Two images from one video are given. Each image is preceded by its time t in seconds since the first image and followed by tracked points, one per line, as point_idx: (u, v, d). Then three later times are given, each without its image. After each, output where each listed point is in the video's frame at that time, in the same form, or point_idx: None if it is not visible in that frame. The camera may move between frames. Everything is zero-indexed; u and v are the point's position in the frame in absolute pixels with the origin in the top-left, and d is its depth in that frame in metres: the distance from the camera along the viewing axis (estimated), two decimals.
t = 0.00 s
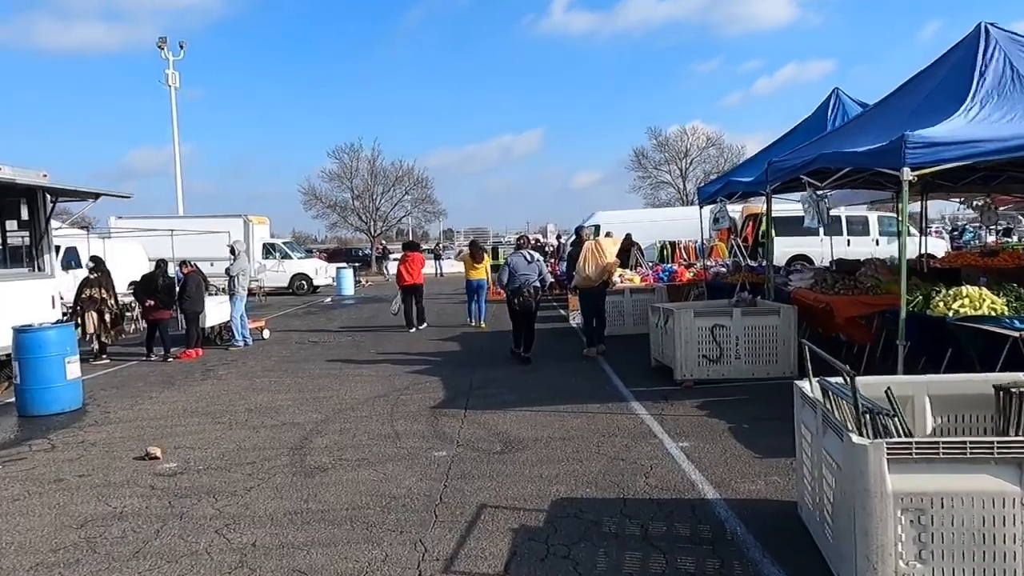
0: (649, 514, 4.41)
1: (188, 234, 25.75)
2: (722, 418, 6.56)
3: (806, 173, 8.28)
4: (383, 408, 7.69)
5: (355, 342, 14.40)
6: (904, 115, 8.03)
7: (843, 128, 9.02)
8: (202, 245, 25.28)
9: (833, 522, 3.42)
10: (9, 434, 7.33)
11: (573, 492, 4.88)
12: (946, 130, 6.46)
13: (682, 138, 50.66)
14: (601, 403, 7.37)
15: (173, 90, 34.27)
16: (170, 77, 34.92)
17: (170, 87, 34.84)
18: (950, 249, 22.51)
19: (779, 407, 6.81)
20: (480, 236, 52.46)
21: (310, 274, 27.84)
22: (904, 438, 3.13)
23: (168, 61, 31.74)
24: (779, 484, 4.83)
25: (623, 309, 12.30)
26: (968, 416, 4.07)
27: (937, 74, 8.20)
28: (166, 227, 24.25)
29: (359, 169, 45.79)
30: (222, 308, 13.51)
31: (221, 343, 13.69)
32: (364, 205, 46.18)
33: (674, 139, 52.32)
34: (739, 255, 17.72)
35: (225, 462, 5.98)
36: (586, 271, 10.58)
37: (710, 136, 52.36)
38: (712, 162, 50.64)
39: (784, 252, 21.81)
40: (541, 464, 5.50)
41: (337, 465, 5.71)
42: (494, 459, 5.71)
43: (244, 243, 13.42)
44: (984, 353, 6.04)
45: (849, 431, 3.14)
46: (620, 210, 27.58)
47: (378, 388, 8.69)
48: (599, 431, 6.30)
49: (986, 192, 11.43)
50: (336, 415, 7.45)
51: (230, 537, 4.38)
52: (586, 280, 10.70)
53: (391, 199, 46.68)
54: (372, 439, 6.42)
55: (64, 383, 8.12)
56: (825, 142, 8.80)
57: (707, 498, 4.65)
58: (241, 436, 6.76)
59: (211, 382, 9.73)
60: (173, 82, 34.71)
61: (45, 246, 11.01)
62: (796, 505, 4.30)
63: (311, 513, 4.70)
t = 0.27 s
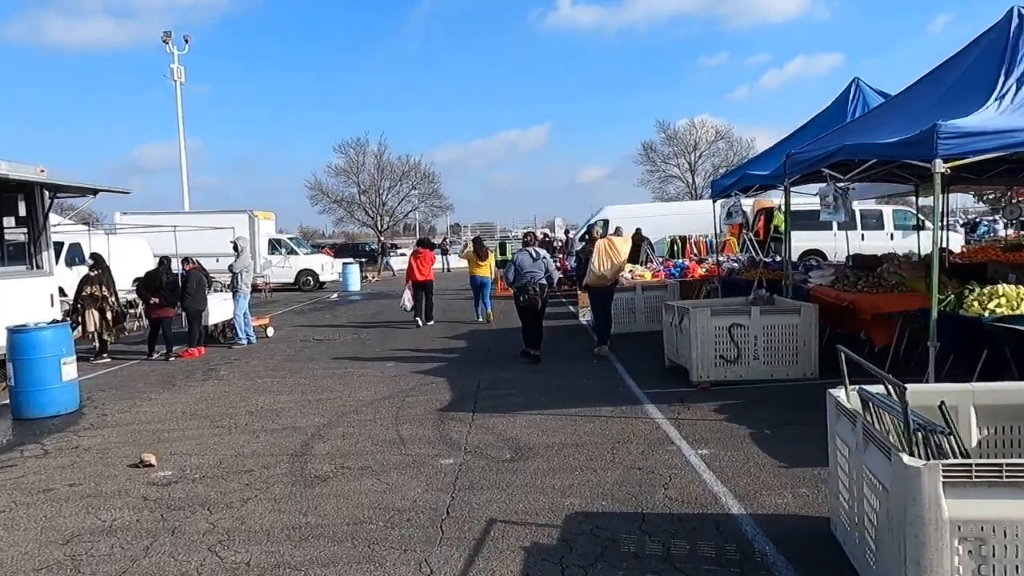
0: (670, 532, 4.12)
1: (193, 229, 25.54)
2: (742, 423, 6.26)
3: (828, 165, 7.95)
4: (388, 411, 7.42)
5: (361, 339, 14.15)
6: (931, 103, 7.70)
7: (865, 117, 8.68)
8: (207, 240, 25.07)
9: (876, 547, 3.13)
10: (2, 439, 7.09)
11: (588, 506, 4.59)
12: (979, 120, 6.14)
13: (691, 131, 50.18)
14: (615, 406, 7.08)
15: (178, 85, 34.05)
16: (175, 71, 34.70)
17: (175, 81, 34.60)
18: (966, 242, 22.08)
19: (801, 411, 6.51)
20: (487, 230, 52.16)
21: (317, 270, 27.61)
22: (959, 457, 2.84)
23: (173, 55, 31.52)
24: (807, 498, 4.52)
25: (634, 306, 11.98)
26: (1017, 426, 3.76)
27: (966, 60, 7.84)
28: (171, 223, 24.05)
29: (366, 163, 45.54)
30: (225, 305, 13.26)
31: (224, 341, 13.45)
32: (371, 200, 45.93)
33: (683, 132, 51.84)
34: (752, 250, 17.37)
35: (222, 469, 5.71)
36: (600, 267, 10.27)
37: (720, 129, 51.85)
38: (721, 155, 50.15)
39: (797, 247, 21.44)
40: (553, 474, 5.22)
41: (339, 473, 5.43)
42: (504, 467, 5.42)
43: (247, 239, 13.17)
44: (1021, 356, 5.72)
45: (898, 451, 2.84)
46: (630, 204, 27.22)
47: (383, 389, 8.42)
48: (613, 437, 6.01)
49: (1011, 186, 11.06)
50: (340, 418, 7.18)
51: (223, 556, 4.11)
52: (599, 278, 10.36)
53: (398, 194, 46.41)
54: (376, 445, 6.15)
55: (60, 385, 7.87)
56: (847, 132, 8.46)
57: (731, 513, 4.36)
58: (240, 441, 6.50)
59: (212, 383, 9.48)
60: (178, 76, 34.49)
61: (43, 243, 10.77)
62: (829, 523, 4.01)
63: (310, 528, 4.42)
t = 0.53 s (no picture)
0: (682, 548, 3.84)
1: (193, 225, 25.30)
2: (755, 427, 5.98)
3: (843, 157, 7.66)
4: (386, 412, 7.15)
5: (361, 336, 13.89)
6: (951, 92, 7.40)
7: (881, 107, 8.38)
8: (207, 236, 24.83)
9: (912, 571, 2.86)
10: None
11: (594, 517, 4.31)
12: (1006, 107, 5.84)
13: (696, 125, 49.78)
14: (621, 408, 6.81)
15: (179, 79, 33.78)
16: (176, 65, 34.45)
17: (176, 75, 34.33)
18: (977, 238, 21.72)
19: (816, 413, 6.23)
20: (491, 226, 51.87)
21: (318, 266, 27.36)
22: (1008, 475, 2.56)
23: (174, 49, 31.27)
24: (828, 510, 4.23)
25: (640, 302, 11.69)
26: None
27: (986, 47, 7.54)
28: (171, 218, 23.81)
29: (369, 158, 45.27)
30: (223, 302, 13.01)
31: (221, 338, 13.20)
32: (373, 195, 45.66)
33: (688, 127, 51.46)
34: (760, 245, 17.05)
35: (209, 476, 5.45)
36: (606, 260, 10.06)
37: (725, 124, 51.45)
38: (727, 149, 49.76)
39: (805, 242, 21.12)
40: (557, 482, 4.94)
41: (331, 481, 5.16)
42: (505, 475, 5.15)
43: (245, 234, 12.90)
44: None
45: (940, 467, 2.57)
46: (634, 199, 26.91)
47: (381, 390, 8.15)
48: (620, 442, 5.73)
49: None
50: (335, 421, 6.91)
51: (204, 573, 3.84)
52: (604, 271, 10.13)
53: (401, 189, 46.14)
54: (371, 450, 5.88)
55: (47, 385, 7.62)
56: (862, 123, 8.18)
57: (747, 526, 4.07)
58: (231, 445, 6.24)
59: (206, 382, 9.22)
60: (179, 70, 34.24)
61: (35, 238, 10.52)
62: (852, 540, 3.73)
63: (298, 541, 4.15)
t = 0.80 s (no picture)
0: (684, 570, 3.56)
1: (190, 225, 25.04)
2: (761, 434, 5.70)
3: (851, 152, 7.40)
4: (376, 418, 6.88)
5: (356, 337, 13.62)
6: (962, 83, 7.14)
7: (888, 100, 8.12)
8: (204, 236, 24.57)
9: None
10: None
11: (590, 534, 4.03)
12: None
13: (698, 125, 49.48)
14: (620, 414, 6.53)
15: (177, 78, 33.53)
16: (174, 64, 34.22)
17: (174, 74, 34.08)
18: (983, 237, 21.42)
19: (824, 420, 5.95)
20: (492, 225, 51.60)
21: (317, 266, 27.10)
22: None
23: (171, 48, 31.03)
24: (840, 527, 3.95)
25: (642, 303, 11.41)
26: None
27: (997, 37, 7.30)
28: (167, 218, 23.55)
29: (369, 158, 45.01)
30: (215, 303, 12.76)
31: (213, 340, 12.93)
32: (374, 195, 45.41)
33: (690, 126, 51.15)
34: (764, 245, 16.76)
35: (186, 487, 5.17)
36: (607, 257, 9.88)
37: (727, 123, 51.14)
38: (729, 148, 49.45)
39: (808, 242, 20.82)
40: (552, 494, 4.66)
41: (313, 493, 4.89)
42: (497, 486, 4.87)
43: (238, 233, 12.64)
44: None
45: (975, 492, 2.29)
46: (636, 199, 26.63)
47: (372, 394, 7.87)
48: (619, 451, 5.46)
49: None
50: (322, 427, 6.63)
51: None
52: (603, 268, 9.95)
53: (401, 188, 45.89)
54: (358, 459, 5.61)
55: (26, 390, 7.34)
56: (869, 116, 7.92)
57: (754, 545, 3.79)
58: (212, 453, 5.97)
59: (194, 386, 8.96)
60: (177, 69, 34.00)
61: (19, 237, 10.25)
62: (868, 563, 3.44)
63: (272, 561, 3.88)
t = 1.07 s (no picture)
0: None
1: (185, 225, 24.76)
2: (768, 447, 5.43)
3: (861, 151, 7.15)
4: (365, 427, 6.60)
5: (350, 340, 13.34)
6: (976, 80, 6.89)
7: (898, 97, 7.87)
8: (199, 237, 24.28)
9: None
10: None
11: (588, 559, 3.76)
12: None
13: (698, 124, 49.21)
14: (620, 424, 6.25)
15: (173, 77, 33.24)
16: (170, 63, 33.94)
17: (170, 73, 33.79)
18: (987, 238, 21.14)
19: (834, 433, 5.67)
20: (491, 226, 51.31)
21: (313, 267, 26.82)
22: None
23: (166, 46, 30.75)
24: (857, 554, 3.67)
25: (642, 306, 11.13)
26: None
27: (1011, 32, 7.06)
28: (161, 219, 23.27)
29: (367, 158, 44.72)
30: (205, 305, 12.50)
31: (204, 343, 12.66)
32: (372, 195, 45.15)
33: (690, 125, 50.87)
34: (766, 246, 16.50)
35: (161, 503, 4.90)
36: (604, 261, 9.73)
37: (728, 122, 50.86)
38: (729, 148, 49.19)
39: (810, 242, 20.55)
40: (548, 513, 4.39)
41: (295, 511, 4.61)
42: (489, 504, 4.59)
43: (228, 234, 12.36)
44: None
45: None
46: (635, 199, 26.37)
47: (362, 402, 7.60)
48: (619, 465, 5.18)
49: None
50: (309, 438, 6.35)
51: None
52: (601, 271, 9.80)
53: (399, 188, 45.62)
54: (344, 473, 5.33)
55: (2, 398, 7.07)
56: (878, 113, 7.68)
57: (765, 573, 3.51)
58: (192, 465, 5.69)
59: (180, 392, 8.68)
60: (173, 68, 33.69)
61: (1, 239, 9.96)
62: None
63: None
